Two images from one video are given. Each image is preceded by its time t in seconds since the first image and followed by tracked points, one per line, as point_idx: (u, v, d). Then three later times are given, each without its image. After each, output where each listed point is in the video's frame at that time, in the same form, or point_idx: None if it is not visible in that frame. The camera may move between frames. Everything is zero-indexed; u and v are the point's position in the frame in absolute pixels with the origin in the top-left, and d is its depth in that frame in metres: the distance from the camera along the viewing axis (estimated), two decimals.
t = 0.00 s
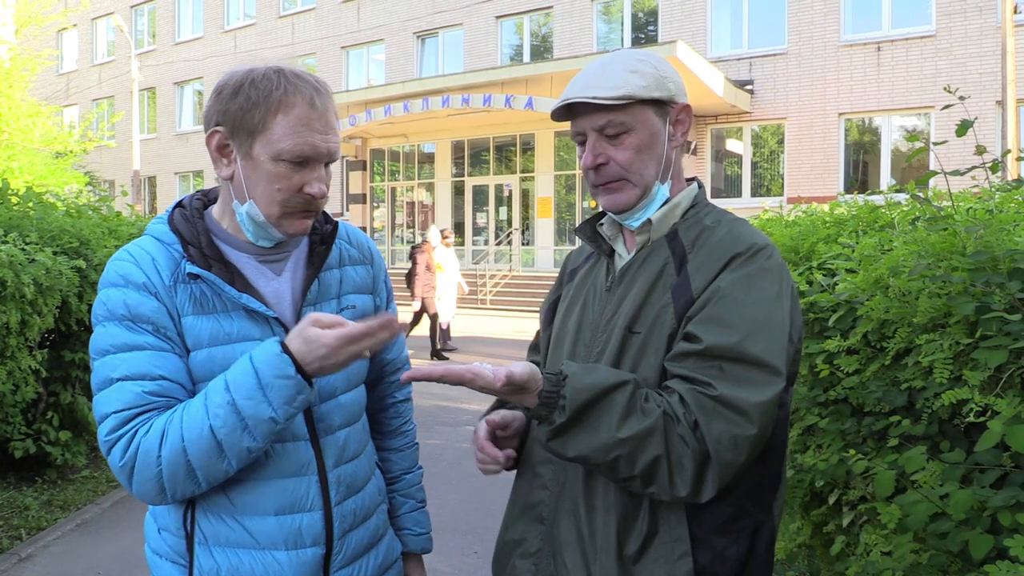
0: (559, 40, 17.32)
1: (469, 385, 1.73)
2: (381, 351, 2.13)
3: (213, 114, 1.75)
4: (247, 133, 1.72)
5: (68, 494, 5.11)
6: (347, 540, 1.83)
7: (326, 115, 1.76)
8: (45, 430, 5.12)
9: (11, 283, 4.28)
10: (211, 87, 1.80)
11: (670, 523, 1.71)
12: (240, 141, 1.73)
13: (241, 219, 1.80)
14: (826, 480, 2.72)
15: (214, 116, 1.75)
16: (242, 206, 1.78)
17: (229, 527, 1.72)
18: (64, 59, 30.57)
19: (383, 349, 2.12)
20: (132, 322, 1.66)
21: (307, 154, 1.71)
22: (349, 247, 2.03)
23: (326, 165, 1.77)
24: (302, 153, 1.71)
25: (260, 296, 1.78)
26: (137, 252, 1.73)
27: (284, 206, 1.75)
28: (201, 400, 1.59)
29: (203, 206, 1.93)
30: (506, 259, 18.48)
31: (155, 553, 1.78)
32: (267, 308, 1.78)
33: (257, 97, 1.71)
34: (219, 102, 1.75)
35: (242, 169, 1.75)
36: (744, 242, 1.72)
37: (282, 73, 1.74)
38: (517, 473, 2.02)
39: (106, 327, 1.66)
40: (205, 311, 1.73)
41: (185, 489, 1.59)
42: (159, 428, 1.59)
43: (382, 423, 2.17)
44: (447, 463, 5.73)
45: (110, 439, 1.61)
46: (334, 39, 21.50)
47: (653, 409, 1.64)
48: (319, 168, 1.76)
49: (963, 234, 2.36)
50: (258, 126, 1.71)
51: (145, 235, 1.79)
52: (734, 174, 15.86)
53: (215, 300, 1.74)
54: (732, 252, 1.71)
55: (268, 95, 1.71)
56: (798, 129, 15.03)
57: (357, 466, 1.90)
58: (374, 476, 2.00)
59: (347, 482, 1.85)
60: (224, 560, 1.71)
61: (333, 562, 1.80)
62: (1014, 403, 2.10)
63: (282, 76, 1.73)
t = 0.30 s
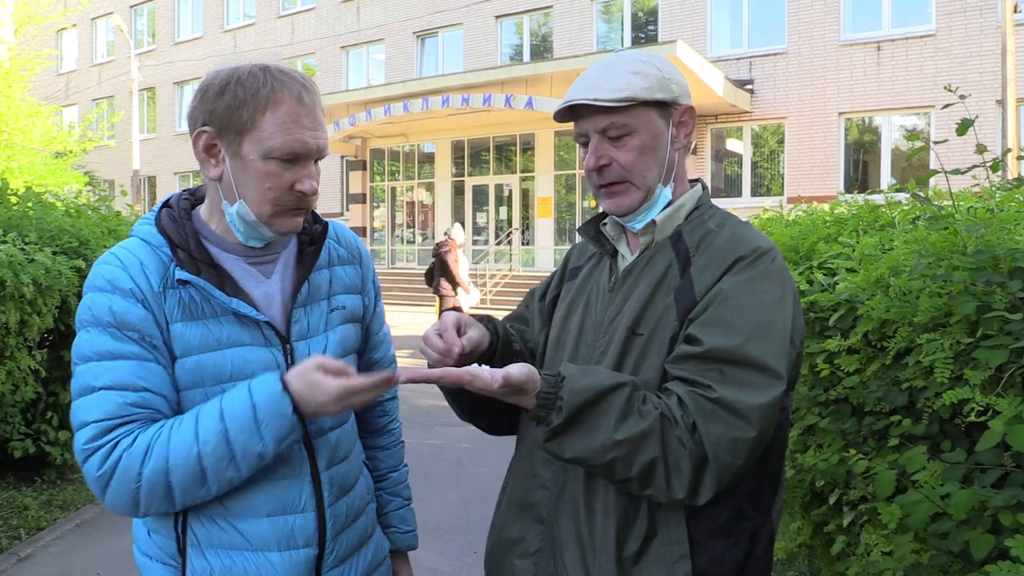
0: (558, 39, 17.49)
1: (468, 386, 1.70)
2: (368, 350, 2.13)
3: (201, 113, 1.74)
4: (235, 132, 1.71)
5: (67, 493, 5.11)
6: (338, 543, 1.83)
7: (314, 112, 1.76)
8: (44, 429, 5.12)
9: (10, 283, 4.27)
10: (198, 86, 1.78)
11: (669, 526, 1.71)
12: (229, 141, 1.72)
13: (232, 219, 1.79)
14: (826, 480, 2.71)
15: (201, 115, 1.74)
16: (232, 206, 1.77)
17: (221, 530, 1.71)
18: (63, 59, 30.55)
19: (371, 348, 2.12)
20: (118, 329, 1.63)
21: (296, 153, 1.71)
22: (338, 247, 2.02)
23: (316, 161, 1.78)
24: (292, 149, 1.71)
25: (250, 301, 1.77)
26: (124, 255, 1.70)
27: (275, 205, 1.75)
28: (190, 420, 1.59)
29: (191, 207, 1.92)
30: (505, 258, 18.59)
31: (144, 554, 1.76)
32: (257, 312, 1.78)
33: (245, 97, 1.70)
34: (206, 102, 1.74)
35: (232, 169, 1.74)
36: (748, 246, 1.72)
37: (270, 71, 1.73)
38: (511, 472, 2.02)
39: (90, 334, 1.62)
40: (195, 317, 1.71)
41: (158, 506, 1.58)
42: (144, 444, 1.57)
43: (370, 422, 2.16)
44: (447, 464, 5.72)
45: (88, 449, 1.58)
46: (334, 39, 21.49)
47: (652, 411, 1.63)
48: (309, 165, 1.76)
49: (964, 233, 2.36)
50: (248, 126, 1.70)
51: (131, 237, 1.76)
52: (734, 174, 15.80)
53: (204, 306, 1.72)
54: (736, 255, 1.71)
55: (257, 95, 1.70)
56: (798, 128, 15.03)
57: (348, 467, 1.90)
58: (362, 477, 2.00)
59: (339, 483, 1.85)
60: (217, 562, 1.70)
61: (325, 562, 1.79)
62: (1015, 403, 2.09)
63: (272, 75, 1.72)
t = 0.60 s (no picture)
0: (560, 40, 17.51)
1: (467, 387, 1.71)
2: (387, 357, 2.11)
3: (217, 122, 1.73)
4: (250, 143, 1.70)
5: (68, 492, 5.12)
6: (341, 550, 1.80)
7: (330, 121, 1.74)
8: (46, 428, 5.13)
9: (13, 282, 4.27)
10: (215, 96, 1.78)
11: (666, 529, 1.71)
12: (244, 149, 1.71)
13: (248, 226, 1.77)
14: (827, 481, 2.71)
15: (218, 123, 1.73)
16: (248, 214, 1.75)
17: (226, 526, 1.73)
18: (65, 58, 30.61)
19: (390, 355, 2.11)
20: (127, 328, 1.65)
21: (312, 163, 1.70)
22: (358, 251, 1.99)
23: (332, 170, 1.75)
24: (306, 161, 1.69)
25: (261, 303, 1.75)
26: (140, 255, 1.72)
27: (290, 215, 1.73)
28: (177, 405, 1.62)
29: (213, 207, 1.91)
30: (506, 258, 18.68)
31: (155, 549, 1.79)
32: (271, 316, 1.76)
33: (259, 105, 1.69)
34: (223, 110, 1.73)
35: (248, 178, 1.73)
36: (750, 250, 1.73)
37: (286, 79, 1.72)
38: (509, 473, 2.02)
39: (100, 330, 1.66)
40: (205, 317, 1.71)
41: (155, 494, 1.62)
42: (136, 435, 1.61)
43: (386, 430, 2.16)
44: (448, 464, 5.72)
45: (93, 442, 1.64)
46: (336, 39, 21.52)
47: (649, 415, 1.63)
48: (325, 175, 1.74)
49: (965, 234, 2.36)
50: (262, 134, 1.69)
51: (151, 237, 1.78)
52: (734, 175, 15.83)
53: (216, 306, 1.72)
54: (737, 260, 1.72)
55: (271, 103, 1.69)
56: (799, 129, 15.03)
57: (356, 471, 1.87)
58: (375, 482, 1.98)
59: (346, 487, 1.82)
60: (220, 558, 1.72)
61: (328, 565, 1.77)
62: (1015, 405, 2.10)
63: (286, 83, 1.72)
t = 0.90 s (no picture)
0: (560, 40, 17.50)
1: (465, 387, 1.72)
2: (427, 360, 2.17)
3: (280, 116, 1.84)
4: (307, 137, 1.80)
5: (69, 493, 5.12)
6: (370, 549, 1.89)
7: (387, 122, 1.82)
8: (47, 429, 5.14)
9: (13, 283, 4.27)
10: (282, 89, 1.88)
11: (666, 530, 1.71)
12: (302, 145, 1.81)
13: (300, 219, 1.89)
14: (828, 481, 2.72)
15: (279, 119, 1.84)
16: (301, 206, 1.87)
17: (256, 519, 1.86)
18: (66, 59, 30.63)
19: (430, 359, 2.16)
20: (167, 318, 1.80)
21: (365, 163, 1.79)
22: (407, 254, 2.09)
23: (384, 173, 1.83)
24: (358, 160, 1.78)
25: (307, 296, 1.87)
26: (194, 245, 1.87)
27: (340, 212, 1.84)
28: (193, 414, 1.79)
29: (270, 202, 2.03)
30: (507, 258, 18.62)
31: (192, 538, 1.95)
32: (315, 309, 1.88)
33: (319, 103, 1.79)
34: (286, 104, 1.83)
35: (303, 173, 1.83)
36: (750, 250, 1.72)
37: (348, 79, 1.81)
38: (509, 475, 2.03)
39: (143, 315, 1.81)
40: (249, 309, 1.85)
41: (154, 480, 1.79)
42: (155, 423, 1.78)
43: (427, 432, 2.22)
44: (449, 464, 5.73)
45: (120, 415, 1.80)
46: (337, 39, 21.52)
47: (646, 415, 1.63)
48: (376, 175, 1.82)
49: (965, 233, 2.36)
50: (319, 131, 1.78)
51: (210, 226, 1.93)
52: (735, 175, 15.82)
53: (262, 299, 1.85)
54: (736, 260, 1.72)
55: (328, 103, 1.79)
56: (800, 129, 15.03)
57: (392, 471, 1.97)
58: (410, 483, 2.07)
59: (378, 486, 1.92)
60: (248, 551, 1.85)
61: (356, 563, 1.87)
62: (1016, 403, 2.09)
63: (348, 83, 1.81)
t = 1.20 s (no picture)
0: (562, 40, 17.49)
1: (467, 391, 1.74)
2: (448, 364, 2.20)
3: (321, 112, 1.90)
4: (346, 133, 1.86)
5: (69, 492, 5.12)
6: (380, 549, 1.93)
7: (425, 125, 1.87)
8: (47, 428, 5.13)
9: (13, 281, 4.27)
10: (327, 86, 1.95)
11: (669, 531, 1.71)
12: (340, 143, 1.87)
13: (332, 214, 1.94)
14: (828, 481, 2.72)
15: (321, 114, 1.90)
16: (334, 202, 1.92)
17: (269, 514, 1.91)
18: (67, 57, 30.61)
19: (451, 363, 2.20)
20: (189, 304, 1.86)
21: (399, 164, 1.84)
22: (434, 257, 2.14)
23: (418, 176, 1.89)
24: (393, 160, 1.84)
25: (331, 291, 1.92)
26: (224, 232, 1.93)
27: (370, 211, 1.89)
28: (200, 404, 1.84)
29: (302, 196, 2.09)
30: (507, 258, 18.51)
31: (208, 529, 2.00)
32: (337, 304, 1.92)
33: (360, 100, 1.86)
34: (330, 99, 1.90)
35: (339, 169, 1.89)
36: (753, 251, 1.72)
37: (391, 80, 1.87)
38: (512, 476, 2.03)
39: (166, 299, 1.87)
40: (272, 301, 1.89)
41: (161, 460, 1.85)
42: (165, 407, 1.84)
43: (447, 436, 2.26)
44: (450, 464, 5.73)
45: (136, 391, 1.87)
46: (338, 38, 21.50)
47: (649, 418, 1.63)
48: (409, 176, 1.87)
49: (967, 234, 2.35)
50: (357, 130, 1.85)
51: (243, 215, 2.00)
52: (736, 175, 15.80)
53: (287, 291, 1.90)
54: (739, 261, 1.71)
55: (369, 103, 1.85)
56: (801, 129, 15.02)
57: (406, 472, 2.01)
58: (426, 484, 2.11)
59: (391, 488, 1.95)
60: (260, 545, 1.90)
61: (367, 563, 1.91)
62: (1017, 404, 2.09)
63: (392, 84, 1.87)
